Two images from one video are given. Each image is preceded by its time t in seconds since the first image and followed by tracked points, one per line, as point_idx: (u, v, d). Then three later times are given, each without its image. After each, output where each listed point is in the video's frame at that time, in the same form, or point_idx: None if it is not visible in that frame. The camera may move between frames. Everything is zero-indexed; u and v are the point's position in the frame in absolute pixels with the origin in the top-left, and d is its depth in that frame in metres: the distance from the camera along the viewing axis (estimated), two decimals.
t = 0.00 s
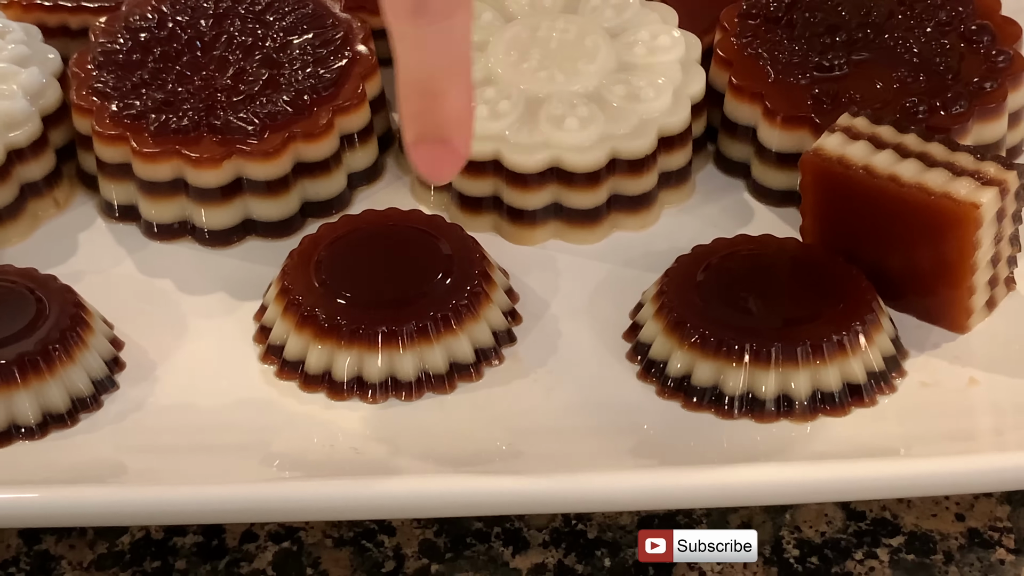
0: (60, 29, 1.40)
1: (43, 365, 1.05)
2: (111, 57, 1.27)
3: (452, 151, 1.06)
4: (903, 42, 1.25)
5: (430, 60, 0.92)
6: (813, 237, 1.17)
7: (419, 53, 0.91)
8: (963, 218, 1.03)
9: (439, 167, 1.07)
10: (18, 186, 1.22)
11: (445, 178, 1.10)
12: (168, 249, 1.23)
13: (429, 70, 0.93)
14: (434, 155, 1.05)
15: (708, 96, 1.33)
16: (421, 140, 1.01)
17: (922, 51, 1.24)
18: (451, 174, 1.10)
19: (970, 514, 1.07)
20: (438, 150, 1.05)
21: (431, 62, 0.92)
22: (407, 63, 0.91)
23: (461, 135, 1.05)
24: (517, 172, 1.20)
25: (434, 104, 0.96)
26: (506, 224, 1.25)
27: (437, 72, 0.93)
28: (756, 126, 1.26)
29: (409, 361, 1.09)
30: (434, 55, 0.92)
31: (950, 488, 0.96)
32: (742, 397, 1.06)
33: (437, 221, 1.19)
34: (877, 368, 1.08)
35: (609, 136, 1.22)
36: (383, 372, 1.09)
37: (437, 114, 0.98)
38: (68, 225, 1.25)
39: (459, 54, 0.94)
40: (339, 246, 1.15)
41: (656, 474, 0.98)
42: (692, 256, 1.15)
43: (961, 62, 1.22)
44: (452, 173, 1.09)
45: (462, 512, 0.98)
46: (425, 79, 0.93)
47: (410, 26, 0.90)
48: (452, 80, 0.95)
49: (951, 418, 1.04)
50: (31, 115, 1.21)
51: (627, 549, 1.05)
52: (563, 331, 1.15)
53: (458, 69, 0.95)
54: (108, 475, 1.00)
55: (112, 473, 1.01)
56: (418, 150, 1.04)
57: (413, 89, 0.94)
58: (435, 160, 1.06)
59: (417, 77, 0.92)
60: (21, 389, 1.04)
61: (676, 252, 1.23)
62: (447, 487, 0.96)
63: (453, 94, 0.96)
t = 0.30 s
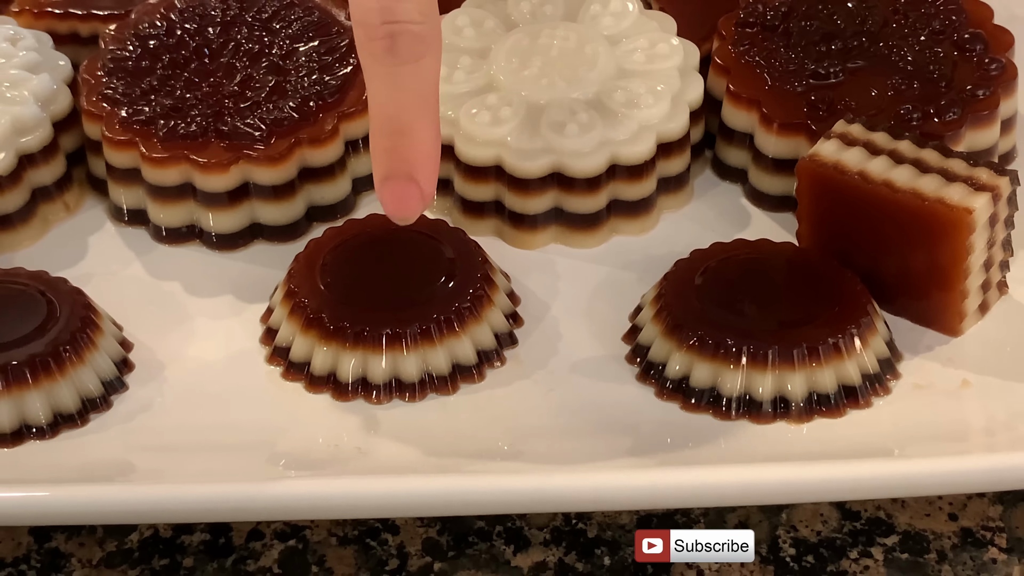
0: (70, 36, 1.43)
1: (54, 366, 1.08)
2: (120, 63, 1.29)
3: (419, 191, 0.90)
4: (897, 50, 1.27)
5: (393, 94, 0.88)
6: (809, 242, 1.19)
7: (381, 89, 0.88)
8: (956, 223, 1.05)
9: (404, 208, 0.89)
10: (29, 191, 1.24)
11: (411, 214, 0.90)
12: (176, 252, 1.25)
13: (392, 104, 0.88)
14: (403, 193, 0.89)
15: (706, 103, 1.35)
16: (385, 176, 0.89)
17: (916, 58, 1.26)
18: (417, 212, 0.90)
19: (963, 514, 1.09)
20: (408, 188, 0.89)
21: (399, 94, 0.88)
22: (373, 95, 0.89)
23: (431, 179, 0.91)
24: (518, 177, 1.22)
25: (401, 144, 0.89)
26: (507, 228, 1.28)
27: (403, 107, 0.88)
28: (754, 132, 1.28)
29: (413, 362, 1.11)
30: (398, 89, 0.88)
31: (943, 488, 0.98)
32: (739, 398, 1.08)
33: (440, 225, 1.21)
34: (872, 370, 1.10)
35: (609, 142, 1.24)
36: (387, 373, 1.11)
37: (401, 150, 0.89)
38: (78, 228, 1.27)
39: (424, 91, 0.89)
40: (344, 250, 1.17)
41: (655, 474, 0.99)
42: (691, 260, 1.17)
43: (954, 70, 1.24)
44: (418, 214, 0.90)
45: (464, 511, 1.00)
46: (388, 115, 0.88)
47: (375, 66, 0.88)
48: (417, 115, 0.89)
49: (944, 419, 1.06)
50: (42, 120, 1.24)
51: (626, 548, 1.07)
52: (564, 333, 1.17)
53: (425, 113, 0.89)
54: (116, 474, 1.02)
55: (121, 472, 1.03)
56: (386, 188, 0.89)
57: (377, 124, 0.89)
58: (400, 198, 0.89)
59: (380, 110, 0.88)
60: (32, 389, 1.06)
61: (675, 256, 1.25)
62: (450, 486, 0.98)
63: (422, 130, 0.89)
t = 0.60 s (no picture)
0: (79, 39, 1.44)
1: (63, 365, 1.09)
2: (129, 66, 1.31)
3: (460, 207, 0.92)
4: (898, 53, 1.28)
5: (445, 111, 0.96)
6: (811, 243, 1.20)
7: (434, 107, 0.96)
8: (957, 225, 1.06)
9: (443, 223, 0.92)
10: (39, 191, 1.25)
11: (449, 227, 0.92)
12: (184, 253, 1.26)
13: (444, 123, 0.95)
14: (443, 204, 0.92)
15: (709, 105, 1.36)
16: (430, 191, 0.93)
17: (917, 62, 1.27)
18: (455, 226, 0.92)
19: (964, 513, 1.10)
20: (449, 203, 0.92)
21: (451, 113, 0.96)
22: (426, 116, 0.96)
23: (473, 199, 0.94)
24: (523, 179, 1.24)
25: (448, 159, 0.94)
26: (512, 229, 1.29)
27: (453, 126, 0.95)
28: (756, 135, 1.29)
29: (419, 362, 1.12)
30: (450, 108, 0.96)
31: (943, 487, 0.99)
32: (742, 398, 1.09)
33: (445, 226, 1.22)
34: (874, 370, 1.11)
35: (613, 144, 1.25)
36: (393, 373, 1.12)
37: (447, 165, 0.94)
38: (87, 229, 1.28)
39: (473, 114, 0.96)
40: (351, 250, 1.18)
41: (658, 473, 1.00)
42: (694, 261, 1.18)
43: (954, 73, 1.25)
44: (459, 230, 0.92)
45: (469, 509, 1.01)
46: (439, 131, 0.95)
47: (431, 84, 0.96)
48: (465, 134, 0.95)
49: (945, 419, 1.07)
50: (51, 122, 1.25)
51: (630, 546, 1.08)
52: (568, 333, 1.18)
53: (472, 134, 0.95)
54: (125, 472, 1.03)
55: (130, 469, 1.04)
56: (428, 203, 0.93)
57: (427, 143, 0.95)
58: (441, 213, 0.92)
59: (433, 128, 0.95)
60: (42, 387, 1.07)
61: (678, 257, 1.26)
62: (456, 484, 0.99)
63: (468, 149, 0.95)
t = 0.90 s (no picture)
0: (85, 40, 1.45)
1: (69, 365, 1.09)
2: (135, 68, 1.31)
3: (500, 176, 0.99)
4: (901, 56, 1.29)
5: (494, 80, 1.01)
6: (814, 245, 1.20)
7: (486, 75, 1.02)
8: (960, 228, 1.06)
9: (485, 193, 0.98)
10: (44, 192, 1.26)
11: (488, 194, 0.98)
12: (189, 254, 1.27)
13: (492, 91, 1.01)
14: (485, 171, 0.98)
15: (713, 108, 1.37)
16: (474, 159, 0.99)
17: (920, 64, 1.27)
18: (493, 193, 0.98)
19: (966, 515, 1.10)
20: (489, 173, 0.98)
21: (500, 82, 1.02)
22: (474, 84, 1.02)
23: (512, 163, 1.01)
24: (527, 181, 1.24)
25: (494, 128, 1.00)
26: (516, 230, 1.29)
27: (501, 95, 1.01)
28: (759, 137, 1.29)
29: (423, 363, 1.12)
30: (499, 77, 1.02)
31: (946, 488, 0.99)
32: (745, 399, 1.10)
33: (450, 228, 1.22)
34: (877, 372, 1.11)
35: (617, 146, 1.25)
36: (397, 374, 1.12)
37: (493, 133, 1.00)
38: (92, 230, 1.29)
39: (518, 85, 1.02)
40: (356, 251, 1.18)
41: (662, 473, 1.01)
42: (697, 263, 1.18)
43: (958, 76, 1.25)
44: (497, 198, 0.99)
45: (473, 510, 1.01)
46: (487, 101, 1.01)
47: (487, 51, 1.02)
48: (510, 105, 1.01)
49: (948, 421, 1.07)
50: (56, 124, 1.26)
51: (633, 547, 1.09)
52: (572, 334, 1.18)
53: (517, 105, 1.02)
54: (130, 472, 1.03)
55: (135, 469, 1.04)
56: (472, 167, 0.99)
57: (474, 109, 1.01)
58: (484, 183, 0.98)
59: (482, 95, 1.01)
60: (47, 388, 1.07)
61: (681, 259, 1.26)
62: (460, 485, 0.99)
63: (513, 118, 1.01)
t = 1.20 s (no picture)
0: (91, 41, 1.45)
1: (75, 365, 1.09)
2: (140, 68, 1.31)
3: (536, 178, 0.95)
4: (906, 56, 1.29)
5: (532, 84, 0.99)
6: (819, 246, 1.20)
7: (523, 77, 0.99)
8: (966, 227, 1.06)
9: (520, 194, 0.94)
10: (50, 193, 1.26)
11: (523, 196, 0.94)
12: (194, 255, 1.27)
13: (529, 94, 0.98)
14: (521, 173, 0.94)
15: (717, 109, 1.37)
16: (512, 158, 0.95)
17: (925, 65, 1.27)
18: (528, 195, 0.94)
19: (972, 515, 1.10)
20: (525, 175, 0.95)
21: (536, 86, 0.99)
22: (512, 85, 0.99)
23: (544, 167, 0.97)
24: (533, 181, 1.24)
25: (530, 130, 0.96)
26: (520, 231, 1.29)
27: (538, 98, 0.98)
28: (764, 138, 1.30)
29: (428, 363, 1.12)
30: (538, 80, 0.99)
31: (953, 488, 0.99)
32: (751, 399, 1.10)
33: (455, 228, 1.22)
34: (882, 372, 1.11)
35: (622, 147, 1.26)
36: (403, 374, 1.12)
37: (530, 135, 0.96)
38: (98, 230, 1.29)
39: (553, 91, 1.00)
40: (362, 252, 1.19)
41: (669, 473, 1.00)
42: (702, 263, 1.19)
43: (962, 76, 1.26)
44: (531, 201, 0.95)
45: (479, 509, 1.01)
46: (523, 102, 0.98)
47: (525, 56, 1.00)
48: (546, 108, 0.99)
49: (953, 421, 1.07)
50: (62, 124, 1.26)
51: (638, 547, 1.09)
52: (577, 334, 1.19)
53: (551, 110, 0.99)
54: (136, 471, 1.03)
55: (141, 469, 1.04)
56: (509, 169, 0.95)
57: (510, 111, 0.98)
58: (519, 184, 0.94)
59: (519, 96, 0.98)
60: (53, 387, 1.07)
61: (686, 260, 1.26)
62: (466, 484, 0.99)
63: (548, 122, 0.98)
